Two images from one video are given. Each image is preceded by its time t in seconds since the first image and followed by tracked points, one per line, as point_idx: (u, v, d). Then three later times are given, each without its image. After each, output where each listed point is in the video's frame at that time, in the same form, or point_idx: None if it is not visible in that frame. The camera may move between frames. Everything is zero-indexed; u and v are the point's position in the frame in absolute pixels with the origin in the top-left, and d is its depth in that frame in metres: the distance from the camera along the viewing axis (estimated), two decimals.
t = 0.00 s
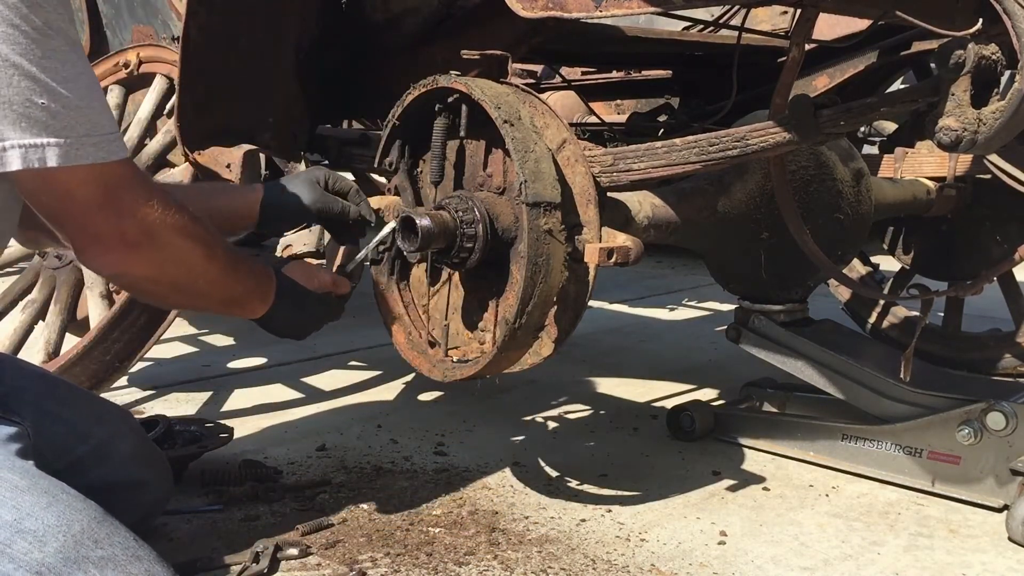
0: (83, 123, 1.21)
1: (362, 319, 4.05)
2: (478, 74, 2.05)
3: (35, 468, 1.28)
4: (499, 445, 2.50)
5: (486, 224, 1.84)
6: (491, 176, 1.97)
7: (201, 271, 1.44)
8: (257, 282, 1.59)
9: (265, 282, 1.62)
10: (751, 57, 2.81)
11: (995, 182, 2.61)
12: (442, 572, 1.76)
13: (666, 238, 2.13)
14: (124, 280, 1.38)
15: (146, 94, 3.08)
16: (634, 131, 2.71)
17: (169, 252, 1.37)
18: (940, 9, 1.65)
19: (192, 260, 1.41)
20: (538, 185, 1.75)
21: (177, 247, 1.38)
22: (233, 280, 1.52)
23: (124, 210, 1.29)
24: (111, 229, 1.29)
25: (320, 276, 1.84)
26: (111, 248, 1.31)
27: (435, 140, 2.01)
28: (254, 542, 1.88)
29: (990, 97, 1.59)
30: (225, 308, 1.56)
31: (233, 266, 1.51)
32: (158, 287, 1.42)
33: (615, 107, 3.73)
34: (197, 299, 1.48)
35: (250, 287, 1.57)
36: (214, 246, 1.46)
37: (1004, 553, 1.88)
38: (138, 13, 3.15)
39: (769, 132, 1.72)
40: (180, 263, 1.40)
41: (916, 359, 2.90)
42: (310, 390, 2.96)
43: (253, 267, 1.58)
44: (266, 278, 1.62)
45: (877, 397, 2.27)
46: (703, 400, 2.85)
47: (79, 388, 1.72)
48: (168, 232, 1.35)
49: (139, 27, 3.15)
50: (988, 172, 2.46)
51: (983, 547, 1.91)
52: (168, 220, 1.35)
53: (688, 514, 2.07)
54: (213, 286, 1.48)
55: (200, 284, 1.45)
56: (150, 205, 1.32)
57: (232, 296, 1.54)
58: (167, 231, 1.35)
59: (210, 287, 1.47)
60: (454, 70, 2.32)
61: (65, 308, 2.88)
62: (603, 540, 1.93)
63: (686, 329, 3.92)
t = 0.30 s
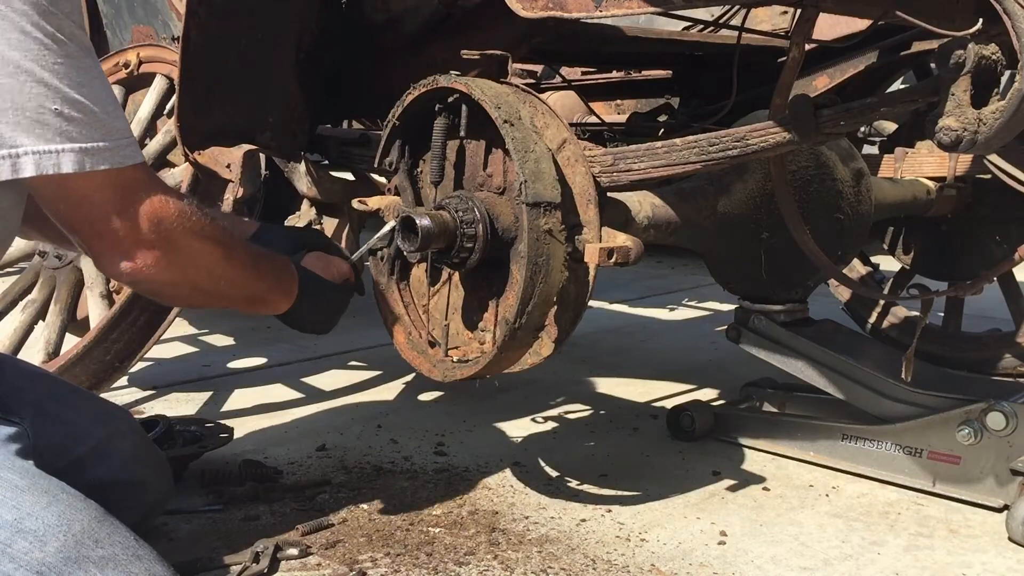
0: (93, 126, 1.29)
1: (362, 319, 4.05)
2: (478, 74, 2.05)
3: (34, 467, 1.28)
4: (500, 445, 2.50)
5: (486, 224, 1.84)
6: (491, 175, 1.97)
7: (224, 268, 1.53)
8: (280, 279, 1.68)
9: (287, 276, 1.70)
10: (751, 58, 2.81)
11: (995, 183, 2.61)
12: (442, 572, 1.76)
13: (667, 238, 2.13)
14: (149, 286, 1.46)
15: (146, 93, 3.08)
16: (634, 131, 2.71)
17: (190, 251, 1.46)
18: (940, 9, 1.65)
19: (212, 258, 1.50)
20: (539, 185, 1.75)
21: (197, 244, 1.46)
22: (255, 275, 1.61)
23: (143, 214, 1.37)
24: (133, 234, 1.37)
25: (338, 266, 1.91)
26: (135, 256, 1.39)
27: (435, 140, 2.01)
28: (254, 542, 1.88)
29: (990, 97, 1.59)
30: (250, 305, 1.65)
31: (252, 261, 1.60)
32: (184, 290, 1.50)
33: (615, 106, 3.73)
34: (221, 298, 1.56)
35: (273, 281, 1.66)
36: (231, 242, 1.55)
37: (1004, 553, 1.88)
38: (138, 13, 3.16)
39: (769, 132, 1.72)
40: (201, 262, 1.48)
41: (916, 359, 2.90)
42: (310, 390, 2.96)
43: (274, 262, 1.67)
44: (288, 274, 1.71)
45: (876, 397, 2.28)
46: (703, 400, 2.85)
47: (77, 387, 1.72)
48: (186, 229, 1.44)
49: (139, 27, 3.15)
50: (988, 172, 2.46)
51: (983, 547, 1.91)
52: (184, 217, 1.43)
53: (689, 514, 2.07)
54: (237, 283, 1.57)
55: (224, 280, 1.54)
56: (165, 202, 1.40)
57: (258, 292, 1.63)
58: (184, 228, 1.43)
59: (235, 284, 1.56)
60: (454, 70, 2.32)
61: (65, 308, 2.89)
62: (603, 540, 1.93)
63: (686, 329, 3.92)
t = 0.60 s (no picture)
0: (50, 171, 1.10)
1: (362, 319, 4.06)
2: (478, 74, 2.05)
3: (35, 467, 1.28)
4: (500, 445, 2.50)
5: (486, 224, 1.84)
6: (491, 175, 1.97)
7: (123, 408, 1.04)
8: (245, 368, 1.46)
9: (220, 440, 1.21)
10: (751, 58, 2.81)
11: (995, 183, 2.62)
12: (442, 572, 1.76)
13: (667, 238, 2.13)
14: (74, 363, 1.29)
15: (146, 93, 3.09)
16: (633, 131, 2.72)
17: (75, 371, 0.99)
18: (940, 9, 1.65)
19: (111, 390, 1.02)
20: (539, 185, 1.75)
21: (104, 374, 1.02)
22: (171, 431, 1.11)
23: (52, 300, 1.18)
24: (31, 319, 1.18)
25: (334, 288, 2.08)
26: None
27: (435, 140, 2.01)
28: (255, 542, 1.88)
29: (990, 97, 1.59)
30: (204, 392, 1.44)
31: (178, 414, 1.12)
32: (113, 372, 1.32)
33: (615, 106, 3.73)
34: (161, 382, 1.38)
35: (201, 447, 1.17)
36: (146, 381, 1.07)
37: (1004, 553, 1.88)
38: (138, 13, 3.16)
39: (770, 132, 1.72)
40: (92, 394, 1.01)
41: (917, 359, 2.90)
42: (310, 390, 2.97)
43: (218, 424, 1.22)
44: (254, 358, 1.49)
45: (876, 397, 2.28)
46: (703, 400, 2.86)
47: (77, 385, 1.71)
48: (97, 346, 1.01)
49: (139, 27, 3.15)
50: (988, 172, 2.46)
51: (983, 547, 1.91)
52: (106, 334, 1.02)
53: (689, 514, 2.07)
54: (135, 432, 1.07)
55: (114, 425, 1.05)
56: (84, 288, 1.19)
57: (166, 456, 1.12)
58: (98, 348, 1.01)
59: (130, 433, 1.06)
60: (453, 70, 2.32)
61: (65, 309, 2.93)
62: (603, 540, 1.93)
63: (686, 329, 3.92)
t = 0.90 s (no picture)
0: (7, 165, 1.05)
1: (362, 320, 4.06)
2: (478, 74, 2.05)
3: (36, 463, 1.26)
4: (500, 445, 2.50)
5: (486, 224, 1.84)
6: (491, 175, 1.97)
7: (46, 423, 1.05)
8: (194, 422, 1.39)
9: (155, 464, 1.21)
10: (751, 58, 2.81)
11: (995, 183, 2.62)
12: (442, 572, 1.77)
13: (667, 238, 2.13)
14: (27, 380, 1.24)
15: (146, 92, 3.09)
16: (633, 131, 2.72)
17: None
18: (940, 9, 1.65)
19: (33, 405, 1.03)
20: (538, 185, 1.75)
21: (27, 388, 1.03)
22: (98, 451, 1.11)
23: None
24: None
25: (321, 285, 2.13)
26: None
27: (435, 140, 2.01)
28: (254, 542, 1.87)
29: (990, 97, 1.59)
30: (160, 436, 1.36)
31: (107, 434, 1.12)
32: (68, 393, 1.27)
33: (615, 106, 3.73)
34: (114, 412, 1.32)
35: (131, 470, 1.16)
36: (72, 398, 1.08)
37: (1004, 553, 1.88)
38: (138, 13, 3.15)
39: (770, 132, 1.72)
40: (13, 406, 1.02)
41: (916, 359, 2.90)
42: (310, 390, 2.97)
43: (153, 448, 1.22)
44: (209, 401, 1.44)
45: (876, 397, 2.28)
46: (703, 400, 2.86)
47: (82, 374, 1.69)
48: (19, 356, 1.02)
49: (139, 27, 3.15)
50: (988, 172, 2.46)
51: (983, 547, 1.91)
52: (31, 345, 1.03)
53: (689, 514, 2.07)
54: (59, 450, 1.08)
55: (36, 442, 1.05)
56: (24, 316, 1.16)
57: (93, 476, 1.12)
58: (20, 358, 1.02)
59: (53, 451, 1.07)
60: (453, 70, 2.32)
61: (65, 308, 2.95)
62: (603, 540, 1.93)
63: (686, 329, 3.92)
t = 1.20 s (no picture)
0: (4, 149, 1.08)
1: (362, 320, 4.06)
2: (478, 74, 2.05)
3: (30, 467, 1.27)
4: (500, 445, 2.50)
5: (486, 224, 1.84)
6: (491, 175, 1.97)
7: (67, 393, 1.04)
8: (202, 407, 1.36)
9: (173, 432, 1.18)
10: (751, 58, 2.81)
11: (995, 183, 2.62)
12: (442, 572, 1.77)
13: (667, 238, 2.13)
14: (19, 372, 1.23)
15: (146, 92, 3.09)
16: (633, 131, 2.72)
17: (17, 351, 0.99)
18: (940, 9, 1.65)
19: (54, 374, 1.02)
20: (538, 185, 1.75)
21: (47, 357, 1.02)
22: (119, 420, 1.09)
23: None
24: None
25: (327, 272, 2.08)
26: None
27: (435, 140, 2.00)
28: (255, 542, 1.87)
29: (990, 97, 1.59)
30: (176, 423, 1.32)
31: (126, 403, 1.11)
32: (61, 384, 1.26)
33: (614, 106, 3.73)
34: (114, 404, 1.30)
35: (151, 438, 1.14)
36: (90, 365, 1.07)
37: (1004, 553, 1.88)
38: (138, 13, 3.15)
39: (770, 132, 1.72)
40: (34, 377, 1.01)
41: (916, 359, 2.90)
42: (310, 390, 2.97)
43: (169, 416, 1.19)
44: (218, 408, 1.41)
45: (876, 397, 2.28)
46: (703, 400, 2.86)
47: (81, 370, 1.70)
48: (36, 326, 1.02)
49: (139, 27, 3.15)
50: (988, 172, 2.46)
51: (983, 547, 1.91)
52: (47, 315, 1.03)
53: (689, 514, 2.07)
54: (81, 420, 1.06)
55: (59, 413, 1.04)
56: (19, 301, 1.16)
57: (117, 446, 1.10)
58: (38, 329, 1.02)
59: (76, 421, 1.05)
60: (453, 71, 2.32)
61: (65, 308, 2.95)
62: (603, 540, 1.93)
63: (686, 328, 3.92)
